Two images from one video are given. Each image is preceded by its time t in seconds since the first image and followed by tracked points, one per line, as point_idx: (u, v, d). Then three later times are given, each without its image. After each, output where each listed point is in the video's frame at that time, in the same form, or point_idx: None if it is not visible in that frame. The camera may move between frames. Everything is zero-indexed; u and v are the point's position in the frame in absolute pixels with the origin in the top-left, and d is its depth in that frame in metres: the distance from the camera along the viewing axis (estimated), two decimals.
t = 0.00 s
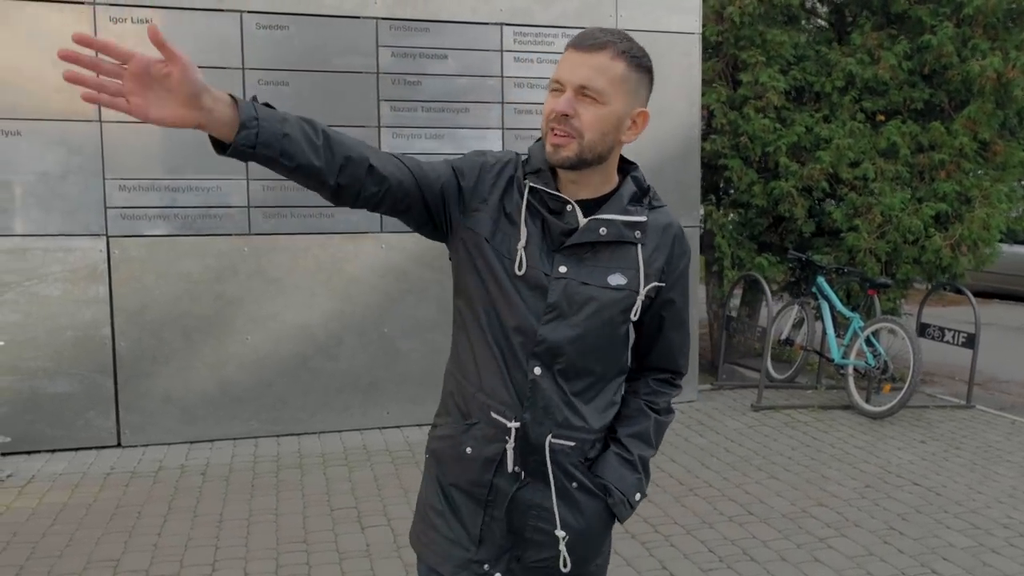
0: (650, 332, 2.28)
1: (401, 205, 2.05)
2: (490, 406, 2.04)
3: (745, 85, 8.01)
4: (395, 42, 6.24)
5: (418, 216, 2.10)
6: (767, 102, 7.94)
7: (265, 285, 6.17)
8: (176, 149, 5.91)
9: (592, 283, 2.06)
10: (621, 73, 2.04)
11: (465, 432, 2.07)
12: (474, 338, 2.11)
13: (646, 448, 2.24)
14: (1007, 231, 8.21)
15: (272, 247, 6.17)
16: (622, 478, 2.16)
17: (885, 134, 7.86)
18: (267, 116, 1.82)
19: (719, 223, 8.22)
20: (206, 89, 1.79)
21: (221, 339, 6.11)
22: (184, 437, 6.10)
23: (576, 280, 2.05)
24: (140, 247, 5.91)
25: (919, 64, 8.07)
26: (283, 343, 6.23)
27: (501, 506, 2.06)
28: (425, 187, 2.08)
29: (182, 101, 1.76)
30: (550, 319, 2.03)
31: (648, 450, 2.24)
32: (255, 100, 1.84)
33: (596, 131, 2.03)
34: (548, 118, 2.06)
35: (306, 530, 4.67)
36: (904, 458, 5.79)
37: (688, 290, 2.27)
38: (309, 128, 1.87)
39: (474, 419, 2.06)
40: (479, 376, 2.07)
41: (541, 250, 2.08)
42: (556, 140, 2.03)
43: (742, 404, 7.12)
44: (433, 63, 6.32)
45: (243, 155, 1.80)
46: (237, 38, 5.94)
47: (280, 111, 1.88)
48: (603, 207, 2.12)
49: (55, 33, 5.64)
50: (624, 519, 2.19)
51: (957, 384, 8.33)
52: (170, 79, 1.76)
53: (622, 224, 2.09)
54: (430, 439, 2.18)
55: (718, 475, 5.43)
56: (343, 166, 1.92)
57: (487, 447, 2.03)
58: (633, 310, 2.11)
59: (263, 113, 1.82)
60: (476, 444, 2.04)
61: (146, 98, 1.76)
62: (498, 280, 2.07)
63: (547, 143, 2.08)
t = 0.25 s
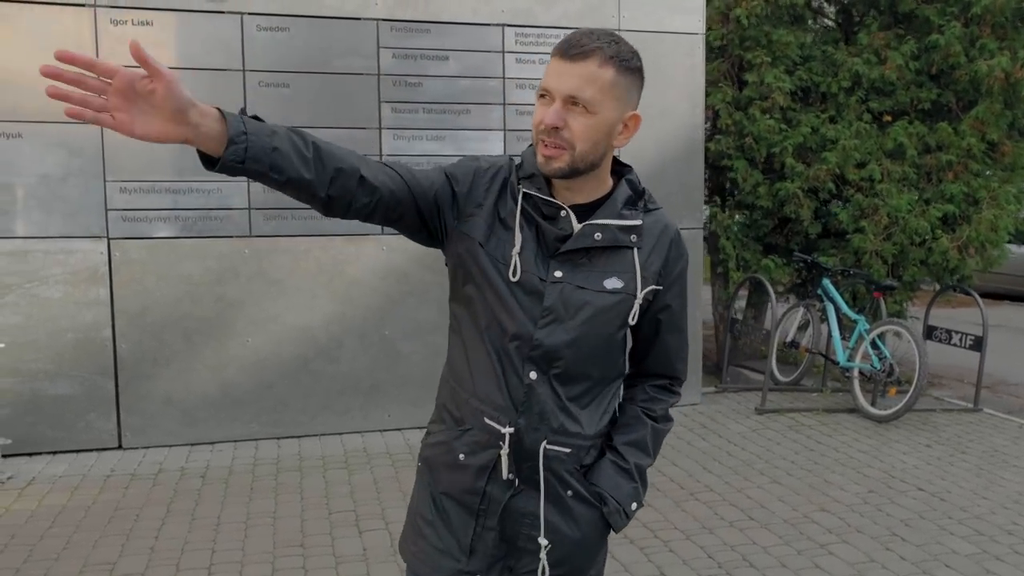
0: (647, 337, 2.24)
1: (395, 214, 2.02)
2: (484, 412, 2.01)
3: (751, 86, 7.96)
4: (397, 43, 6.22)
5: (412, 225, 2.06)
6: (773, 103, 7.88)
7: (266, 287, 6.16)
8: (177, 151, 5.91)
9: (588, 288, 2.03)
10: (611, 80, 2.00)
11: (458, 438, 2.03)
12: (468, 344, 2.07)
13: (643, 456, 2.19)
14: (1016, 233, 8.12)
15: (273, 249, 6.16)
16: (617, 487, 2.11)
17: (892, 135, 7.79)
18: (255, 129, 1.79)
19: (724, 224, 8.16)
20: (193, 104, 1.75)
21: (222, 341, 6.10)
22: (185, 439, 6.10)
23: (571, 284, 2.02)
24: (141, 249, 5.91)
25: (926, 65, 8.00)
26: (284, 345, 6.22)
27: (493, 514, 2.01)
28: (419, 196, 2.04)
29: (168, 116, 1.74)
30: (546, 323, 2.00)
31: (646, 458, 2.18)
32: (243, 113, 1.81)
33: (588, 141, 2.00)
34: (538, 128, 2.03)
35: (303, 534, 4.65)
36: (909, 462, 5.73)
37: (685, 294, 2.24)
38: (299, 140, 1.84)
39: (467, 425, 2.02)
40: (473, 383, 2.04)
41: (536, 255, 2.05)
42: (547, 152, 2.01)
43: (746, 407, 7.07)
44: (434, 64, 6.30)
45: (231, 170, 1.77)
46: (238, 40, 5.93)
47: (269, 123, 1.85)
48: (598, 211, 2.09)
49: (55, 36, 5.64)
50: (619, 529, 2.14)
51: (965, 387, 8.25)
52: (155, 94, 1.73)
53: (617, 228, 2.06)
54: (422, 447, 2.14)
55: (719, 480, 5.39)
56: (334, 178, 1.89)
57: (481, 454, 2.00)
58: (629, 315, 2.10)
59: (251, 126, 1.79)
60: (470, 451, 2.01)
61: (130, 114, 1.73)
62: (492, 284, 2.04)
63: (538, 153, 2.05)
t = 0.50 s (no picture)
0: (633, 332, 2.21)
1: (374, 218, 2.01)
2: (474, 419, 1.98)
3: (756, 86, 7.92)
4: (400, 45, 6.22)
5: (392, 229, 2.05)
6: (778, 103, 7.84)
7: (270, 288, 6.17)
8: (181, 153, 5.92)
9: (575, 286, 2.01)
10: (585, 75, 2.00)
11: (448, 446, 2.01)
12: (456, 351, 2.05)
13: (634, 456, 2.17)
14: None
15: (276, 249, 6.17)
16: (610, 488, 2.10)
17: (899, 136, 7.74)
18: (230, 129, 1.79)
19: (729, 225, 8.12)
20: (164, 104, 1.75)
21: (225, 342, 6.11)
22: (188, 439, 6.11)
23: (558, 283, 2.00)
24: (145, 250, 5.93)
25: (934, 65, 7.95)
26: (287, 346, 6.23)
27: (485, 522, 1.99)
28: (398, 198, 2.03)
29: (142, 117, 1.73)
30: (535, 324, 1.98)
31: (637, 458, 2.17)
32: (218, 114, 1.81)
33: (567, 137, 2.00)
34: (516, 127, 2.02)
35: (303, 535, 4.65)
36: (914, 465, 5.69)
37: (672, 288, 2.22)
38: (275, 140, 1.84)
39: (457, 433, 2.00)
40: (462, 389, 2.01)
41: (521, 256, 2.03)
42: (528, 149, 1.99)
43: (751, 409, 7.03)
44: (437, 65, 6.29)
45: (206, 170, 1.76)
46: (242, 41, 5.94)
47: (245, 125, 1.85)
48: (581, 210, 2.07)
49: (60, 37, 5.66)
50: (613, 531, 2.13)
51: (972, 389, 8.18)
52: (125, 95, 1.73)
53: (602, 226, 2.05)
54: (411, 457, 2.11)
55: (722, 483, 5.36)
56: (311, 178, 1.88)
57: (472, 461, 1.97)
58: (617, 312, 2.07)
59: (225, 127, 1.79)
60: (461, 459, 1.98)
61: (101, 114, 1.72)
62: (481, 289, 2.01)
63: (518, 152, 2.04)
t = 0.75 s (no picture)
0: (609, 327, 2.21)
1: (343, 219, 2.00)
2: (450, 420, 1.96)
3: (762, 86, 7.90)
4: (403, 45, 6.23)
5: (363, 230, 2.04)
6: (784, 103, 7.81)
7: (273, 288, 6.18)
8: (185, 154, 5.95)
9: (549, 281, 2.00)
10: (552, 71, 1.98)
11: (426, 448, 1.98)
12: (432, 351, 2.03)
13: (614, 455, 2.16)
14: None
15: (279, 250, 6.18)
16: (590, 487, 2.08)
17: (905, 136, 7.70)
18: (194, 130, 1.78)
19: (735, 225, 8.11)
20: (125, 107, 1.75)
21: (229, 342, 6.13)
22: (192, 439, 6.14)
23: (533, 279, 1.99)
24: (149, 250, 5.95)
25: (941, 64, 7.91)
26: (291, 346, 6.24)
27: (465, 524, 1.97)
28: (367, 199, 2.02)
29: (102, 119, 1.74)
30: (511, 321, 1.96)
31: (618, 457, 2.16)
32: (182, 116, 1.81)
33: (535, 133, 1.98)
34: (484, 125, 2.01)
35: (304, 535, 4.66)
36: (918, 467, 5.66)
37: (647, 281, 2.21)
38: (240, 142, 1.83)
39: (434, 434, 1.98)
40: (438, 390, 1.99)
41: (495, 253, 2.01)
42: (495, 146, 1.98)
43: (755, 410, 7.02)
44: (440, 66, 6.30)
45: (169, 171, 1.76)
46: (245, 42, 5.96)
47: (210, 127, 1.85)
48: (553, 206, 2.06)
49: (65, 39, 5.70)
50: (594, 531, 2.11)
51: (979, 390, 8.14)
52: (86, 97, 1.74)
53: (574, 221, 2.04)
54: (388, 461, 2.08)
55: (724, 484, 5.35)
56: (278, 179, 1.88)
57: (450, 463, 1.95)
58: (592, 306, 2.05)
59: (189, 127, 1.79)
60: (439, 460, 1.96)
61: (63, 116, 1.74)
62: (457, 289, 1.99)
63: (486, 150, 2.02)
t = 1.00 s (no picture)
0: (576, 325, 2.19)
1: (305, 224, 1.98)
2: (420, 421, 1.95)
3: (765, 87, 7.88)
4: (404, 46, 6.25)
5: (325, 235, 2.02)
6: (787, 104, 7.80)
7: (275, 289, 6.21)
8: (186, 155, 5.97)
9: (515, 279, 1.99)
10: (518, 69, 1.99)
11: (398, 450, 1.98)
12: (401, 354, 2.02)
13: (586, 453, 2.14)
14: None
15: (280, 250, 6.20)
16: (563, 487, 2.06)
17: (908, 136, 7.69)
18: (147, 141, 1.74)
19: (738, 226, 8.10)
20: (75, 122, 1.67)
21: (231, 342, 6.16)
22: (194, 438, 6.16)
23: (499, 278, 1.98)
24: (152, 251, 5.98)
25: (945, 65, 7.90)
26: (292, 346, 6.27)
27: (438, 526, 1.96)
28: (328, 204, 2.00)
29: (52, 134, 1.65)
30: (480, 321, 1.95)
31: (590, 456, 2.14)
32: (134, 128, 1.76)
33: (501, 129, 1.98)
34: (449, 121, 2.00)
35: (304, 535, 4.68)
36: (918, 468, 5.63)
37: (614, 278, 2.19)
38: (195, 151, 1.80)
39: (405, 436, 1.97)
40: (409, 392, 1.98)
41: (461, 253, 2.01)
42: (461, 142, 1.97)
43: (757, 411, 7.01)
44: (441, 67, 6.31)
45: (125, 183, 1.71)
46: (246, 43, 5.99)
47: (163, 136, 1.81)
48: (519, 206, 2.07)
49: (68, 41, 5.73)
50: (567, 530, 2.09)
51: (984, 391, 8.11)
52: (34, 115, 1.64)
53: (539, 219, 2.04)
54: (361, 463, 2.08)
55: (724, 485, 5.34)
56: (235, 187, 1.85)
57: (422, 464, 1.94)
58: (557, 303, 2.03)
59: (142, 138, 1.74)
60: (410, 463, 1.95)
61: (14, 138, 1.63)
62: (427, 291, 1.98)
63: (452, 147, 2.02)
